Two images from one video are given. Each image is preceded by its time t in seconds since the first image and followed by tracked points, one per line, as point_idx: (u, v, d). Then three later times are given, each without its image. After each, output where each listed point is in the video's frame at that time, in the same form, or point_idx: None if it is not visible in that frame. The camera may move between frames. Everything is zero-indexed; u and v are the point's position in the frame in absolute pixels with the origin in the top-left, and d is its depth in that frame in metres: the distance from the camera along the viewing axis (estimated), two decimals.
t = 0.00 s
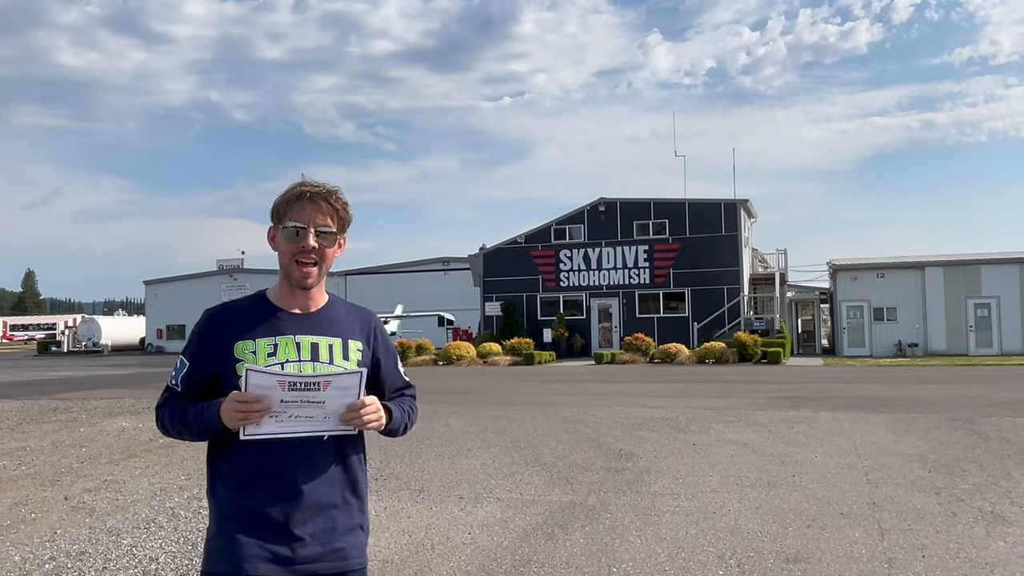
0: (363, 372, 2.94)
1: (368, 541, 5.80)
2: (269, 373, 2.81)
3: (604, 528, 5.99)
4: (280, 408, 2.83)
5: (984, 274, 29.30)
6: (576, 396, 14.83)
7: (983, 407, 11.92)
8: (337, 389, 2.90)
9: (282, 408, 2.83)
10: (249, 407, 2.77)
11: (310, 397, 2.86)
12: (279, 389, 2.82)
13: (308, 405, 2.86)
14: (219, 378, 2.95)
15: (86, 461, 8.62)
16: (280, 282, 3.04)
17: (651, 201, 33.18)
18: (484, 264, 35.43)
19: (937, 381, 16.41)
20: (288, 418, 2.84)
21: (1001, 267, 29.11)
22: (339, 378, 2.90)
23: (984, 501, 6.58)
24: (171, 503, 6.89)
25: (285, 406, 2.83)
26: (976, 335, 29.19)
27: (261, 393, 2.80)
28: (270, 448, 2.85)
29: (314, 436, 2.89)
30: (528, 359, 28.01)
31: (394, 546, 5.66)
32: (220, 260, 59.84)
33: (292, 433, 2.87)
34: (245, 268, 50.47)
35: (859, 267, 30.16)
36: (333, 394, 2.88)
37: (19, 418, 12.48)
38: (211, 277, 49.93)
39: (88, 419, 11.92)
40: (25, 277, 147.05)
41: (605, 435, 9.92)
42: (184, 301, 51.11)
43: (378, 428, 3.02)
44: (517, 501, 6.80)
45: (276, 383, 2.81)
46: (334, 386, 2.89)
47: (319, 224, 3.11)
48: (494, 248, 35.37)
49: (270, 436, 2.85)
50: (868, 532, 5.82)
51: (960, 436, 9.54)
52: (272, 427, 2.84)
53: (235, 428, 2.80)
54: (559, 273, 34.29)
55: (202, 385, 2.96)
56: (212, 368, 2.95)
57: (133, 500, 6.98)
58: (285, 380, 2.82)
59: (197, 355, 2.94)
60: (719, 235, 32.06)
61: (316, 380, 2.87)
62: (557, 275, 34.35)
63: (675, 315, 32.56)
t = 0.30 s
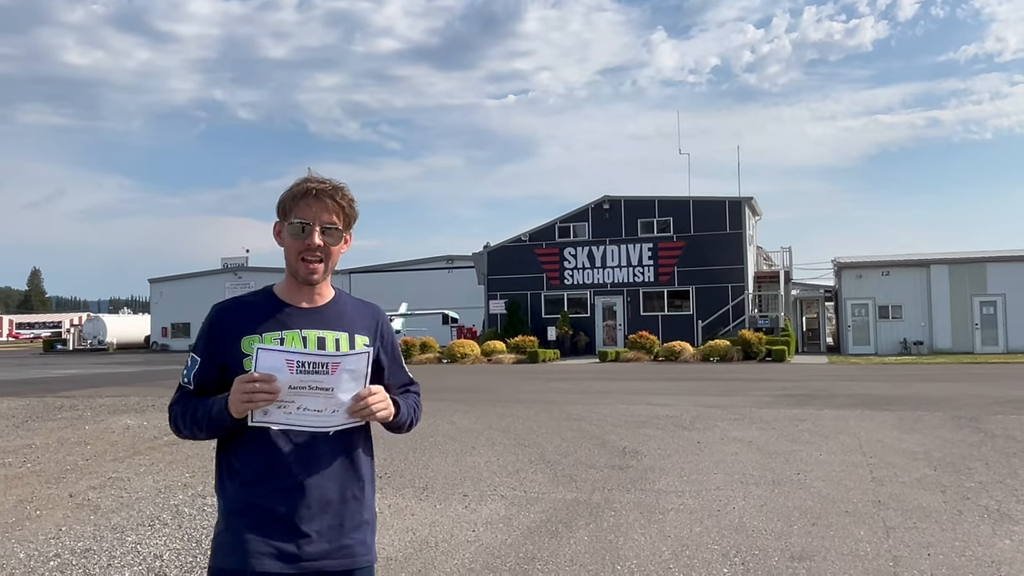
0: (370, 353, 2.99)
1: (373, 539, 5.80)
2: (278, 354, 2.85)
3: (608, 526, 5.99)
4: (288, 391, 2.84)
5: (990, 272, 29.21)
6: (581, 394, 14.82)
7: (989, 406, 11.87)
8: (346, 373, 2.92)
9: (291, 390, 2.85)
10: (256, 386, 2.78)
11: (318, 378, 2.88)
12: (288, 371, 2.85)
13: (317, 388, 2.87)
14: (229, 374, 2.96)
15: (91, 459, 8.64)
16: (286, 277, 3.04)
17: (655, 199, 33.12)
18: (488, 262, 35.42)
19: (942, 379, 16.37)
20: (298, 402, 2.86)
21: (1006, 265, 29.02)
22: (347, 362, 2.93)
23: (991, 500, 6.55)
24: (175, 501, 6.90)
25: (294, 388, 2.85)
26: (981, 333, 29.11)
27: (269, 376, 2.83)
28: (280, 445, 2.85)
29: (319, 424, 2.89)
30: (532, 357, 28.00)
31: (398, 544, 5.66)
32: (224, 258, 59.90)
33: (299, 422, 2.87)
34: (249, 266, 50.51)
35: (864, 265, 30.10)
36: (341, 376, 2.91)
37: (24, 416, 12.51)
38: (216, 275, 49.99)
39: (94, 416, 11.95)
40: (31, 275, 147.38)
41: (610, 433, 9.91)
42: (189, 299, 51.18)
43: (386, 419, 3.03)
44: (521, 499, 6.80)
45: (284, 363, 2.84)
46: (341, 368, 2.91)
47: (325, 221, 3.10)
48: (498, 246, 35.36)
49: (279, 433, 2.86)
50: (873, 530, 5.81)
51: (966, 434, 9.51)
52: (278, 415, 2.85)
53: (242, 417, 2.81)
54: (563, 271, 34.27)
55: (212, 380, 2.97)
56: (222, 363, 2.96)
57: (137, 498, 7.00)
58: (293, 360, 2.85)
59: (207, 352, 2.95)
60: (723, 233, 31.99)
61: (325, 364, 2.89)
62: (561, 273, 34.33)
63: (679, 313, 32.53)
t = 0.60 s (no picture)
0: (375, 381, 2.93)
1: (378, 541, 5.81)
2: (281, 379, 2.80)
3: (614, 528, 5.98)
4: (289, 413, 2.81)
5: (997, 272, 29.10)
6: (586, 395, 14.81)
7: (997, 407, 11.82)
8: (348, 399, 2.87)
9: (292, 413, 2.81)
10: (256, 408, 2.77)
11: (319, 403, 2.83)
12: (291, 396, 2.80)
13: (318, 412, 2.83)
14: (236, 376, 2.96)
15: (98, 460, 8.67)
16: (292, 281, 3.05)
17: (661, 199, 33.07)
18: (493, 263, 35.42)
19: (949, 380, 16.31)
20: (297, 425, 2.83)
21: (1013, 265, 28.91)
22: (350, 388, 2.88)
23: (998, 501, 6.53)
24: (182, 502, 6.92)
25: (295, 410, 2.81)
26: (989, 333, 29.00)
27: (272, 399, 2.79)
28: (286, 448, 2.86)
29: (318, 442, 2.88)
30: (538, 358, 27.99)
31: (403, 546, 5.66)
32: (230, 259, 59.96)
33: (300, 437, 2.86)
34: (255, 267, 50.59)
35: (870, 265, 30.01)
36: (344, 403, 2.86)
37: (32, 417, 12.57)
38: (222, 277, 50.11)
39: (101, 418, 11.98)
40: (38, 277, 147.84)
41: (615, 434, 9.91)
42: (196, 301, 51.30)
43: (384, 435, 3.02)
44: (527, 500, 6.79)
45: (288, 387, 2.80)
46: (345, 395, 2.87)
47: (332, 227, 3.11)
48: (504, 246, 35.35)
49: (285, 436, 2.86)
50: (880, 532, 5.79)
51: (973, 435, 9.47)
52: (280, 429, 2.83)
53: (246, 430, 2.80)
54: (568, 271, 34.25)
55: (219, 384, 2.97)
56: (228, 365, 2.96)
57: (144, 499, 7.01)
58: (296, 386, 2.81)
59: (214, 355, 2.96)
60: (729, 233, 31.94)
61: (328, 390, 2.84)
62: (567, 274, 34.31)
63: (685, 314, 32.48)
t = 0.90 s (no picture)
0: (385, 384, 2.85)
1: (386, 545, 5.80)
2: (290, 380, 2.78)
3: (623, 531, 5.95)
4: (298, 414, 2.79)
5: (1008, 273, 28.92)
6: (594, 398, 14.78)
7: (1009, 409, 11.73)
8: (358, 400, 2.83)
9: (300, 413, 2.79)
10: (266, 418, 2.76)
11: (329, 405, 2.80)
12: (300, 396, 2.78)
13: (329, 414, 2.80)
14: (242, 378, 2.95)
15: (106, 465, 8.69)
16: (299, 285, 3.04)
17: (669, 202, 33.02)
18: (501, 266, 35.42)
19: (960, 382, 16.22)
20: (307, 426, 2.80)
21: None
22: (361, 391, 2.83)
23: (1011, 504, 6.48)
24: (190, 506, 6.93)
25: (304, 411, 2.79)
26: (1000, 335, 28.82)
27: (282, 402, 2.78)
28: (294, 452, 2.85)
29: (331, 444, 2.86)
30: (546, 362, 27.96)
31: (412, 549, 5.65)
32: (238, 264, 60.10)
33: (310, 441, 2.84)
34: (263, 272, 50.70)
35: (880, 267, 29.89)
36: (354, 404, 2.82)
37: (41, 422, 12.62)
38: (230, 281, 50.25)
39: (109, 422, 12.02)
40: (48, 283, 148.57)
41: (624, 437, 9.88)
42: (204, 305, 51.45)
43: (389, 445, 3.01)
44: (535, 504, 6.78)
45: (297, 387, 2.77)
46: (356, 397, 2.82)
47: (339, 231, 3.10)
48: (511, 250, 35.35)
49: (293, 439, 2.85)
50: (891, 535, 5.75)
51: (985, 437, 9.40)
52: (290, 432, 2.81)
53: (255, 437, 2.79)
54: (576, 275, 34.22)
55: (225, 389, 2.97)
56: (234, 367, 2.95)
57: (152, 503, 7.02)
58: (305, 386, 2.78)
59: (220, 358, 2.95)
60: (738, 235, 31.86)
61: (337, 390, 2.80)
62: (574, 277, 34.28)
63: (694, 316, 32.41)
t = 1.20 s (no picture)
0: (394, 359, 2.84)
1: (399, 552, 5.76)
2: (299, 349, 2.72)
3: (639, 538, 5.89)
4: (304, 391, 2.73)
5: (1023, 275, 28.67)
6: (607, 404, 14.71)
7: None
8: (365, 376, 2.79)
9: (306, 390, 2.73)
10: (268, 399, 2.69)
11: (337, 380, 2.76)
12: (307, 369, 2.72)
13: (335, 391, 2.75)
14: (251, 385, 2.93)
15: (117, 472, 8.68)
16: (307, 281, 3.01)
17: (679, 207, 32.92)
18: (511, 272, 35.38)
19: (976, 386, 16.05)
20: (312, 405, 2.74)
21: None
22: (369, 365, 2.79)
23: None
24: (200, 514, 6.91)
25: (310, 387, 2.73)
26: (1015, 338, 28.56)
27: (289, 376, 2.71)
28: (303, 455, 2.81)
29: (338, 427, 2.80)
30: (557, 368, 27.89)
31: (425, 557, 5.60)
32: (249, 272, 60.29)
33: (317, 425, 2.78)
34: (274, 280, 50.82)
35: (893, 270, 29.71)
36: (362, 380, 2.78)
37: (53, 430, 12.64)
38: (242, 289, 50.40)
39: (121, 430, 12.03)
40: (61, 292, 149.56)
41: (637, 443, 9.81)
42: (216, 313, 51.61)
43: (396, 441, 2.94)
44: (549, 510, 6.72)
45: (304, 358, 2.72)
46: (364, 371, 2.79)
47: (345, 223, 3.06)
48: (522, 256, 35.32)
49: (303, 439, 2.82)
50: (914, 541, 5.66)
51: (1005, 441, 9.28)
52: (294, 418, 2.74)
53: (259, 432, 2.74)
54: (587, 280, 34.15)
55: (233, 397, 2.94)
56: (242, 371, 2.92)
57: (162, 511, 7.01)
58: (313, 356, 2.73)
59: (228, 366, 2.93)
60: (749, 240, 31.72)
61: (346, 364, 2.77)
62: (585, 283, 34.22)
63: (705, 321, 32.27)
